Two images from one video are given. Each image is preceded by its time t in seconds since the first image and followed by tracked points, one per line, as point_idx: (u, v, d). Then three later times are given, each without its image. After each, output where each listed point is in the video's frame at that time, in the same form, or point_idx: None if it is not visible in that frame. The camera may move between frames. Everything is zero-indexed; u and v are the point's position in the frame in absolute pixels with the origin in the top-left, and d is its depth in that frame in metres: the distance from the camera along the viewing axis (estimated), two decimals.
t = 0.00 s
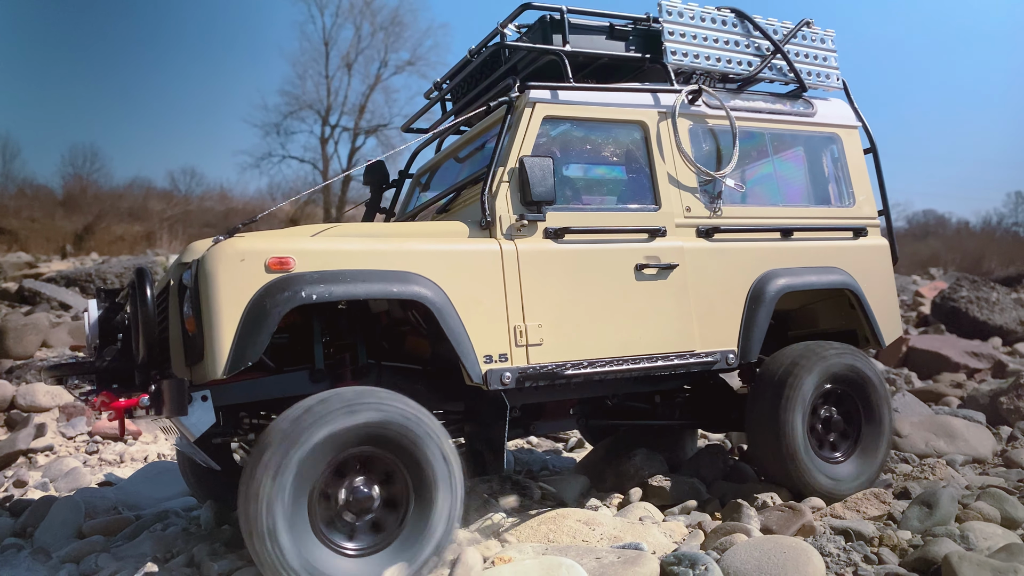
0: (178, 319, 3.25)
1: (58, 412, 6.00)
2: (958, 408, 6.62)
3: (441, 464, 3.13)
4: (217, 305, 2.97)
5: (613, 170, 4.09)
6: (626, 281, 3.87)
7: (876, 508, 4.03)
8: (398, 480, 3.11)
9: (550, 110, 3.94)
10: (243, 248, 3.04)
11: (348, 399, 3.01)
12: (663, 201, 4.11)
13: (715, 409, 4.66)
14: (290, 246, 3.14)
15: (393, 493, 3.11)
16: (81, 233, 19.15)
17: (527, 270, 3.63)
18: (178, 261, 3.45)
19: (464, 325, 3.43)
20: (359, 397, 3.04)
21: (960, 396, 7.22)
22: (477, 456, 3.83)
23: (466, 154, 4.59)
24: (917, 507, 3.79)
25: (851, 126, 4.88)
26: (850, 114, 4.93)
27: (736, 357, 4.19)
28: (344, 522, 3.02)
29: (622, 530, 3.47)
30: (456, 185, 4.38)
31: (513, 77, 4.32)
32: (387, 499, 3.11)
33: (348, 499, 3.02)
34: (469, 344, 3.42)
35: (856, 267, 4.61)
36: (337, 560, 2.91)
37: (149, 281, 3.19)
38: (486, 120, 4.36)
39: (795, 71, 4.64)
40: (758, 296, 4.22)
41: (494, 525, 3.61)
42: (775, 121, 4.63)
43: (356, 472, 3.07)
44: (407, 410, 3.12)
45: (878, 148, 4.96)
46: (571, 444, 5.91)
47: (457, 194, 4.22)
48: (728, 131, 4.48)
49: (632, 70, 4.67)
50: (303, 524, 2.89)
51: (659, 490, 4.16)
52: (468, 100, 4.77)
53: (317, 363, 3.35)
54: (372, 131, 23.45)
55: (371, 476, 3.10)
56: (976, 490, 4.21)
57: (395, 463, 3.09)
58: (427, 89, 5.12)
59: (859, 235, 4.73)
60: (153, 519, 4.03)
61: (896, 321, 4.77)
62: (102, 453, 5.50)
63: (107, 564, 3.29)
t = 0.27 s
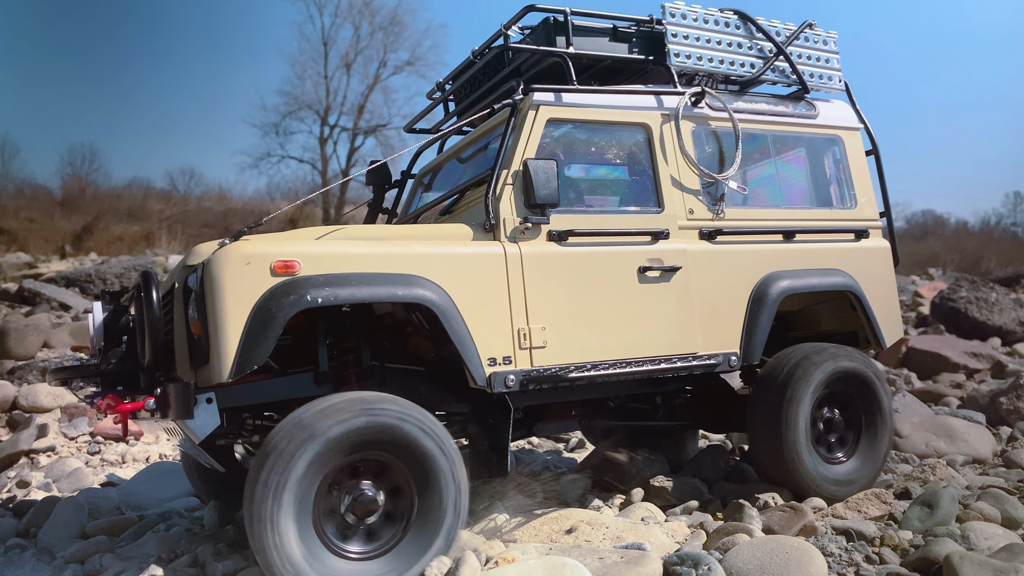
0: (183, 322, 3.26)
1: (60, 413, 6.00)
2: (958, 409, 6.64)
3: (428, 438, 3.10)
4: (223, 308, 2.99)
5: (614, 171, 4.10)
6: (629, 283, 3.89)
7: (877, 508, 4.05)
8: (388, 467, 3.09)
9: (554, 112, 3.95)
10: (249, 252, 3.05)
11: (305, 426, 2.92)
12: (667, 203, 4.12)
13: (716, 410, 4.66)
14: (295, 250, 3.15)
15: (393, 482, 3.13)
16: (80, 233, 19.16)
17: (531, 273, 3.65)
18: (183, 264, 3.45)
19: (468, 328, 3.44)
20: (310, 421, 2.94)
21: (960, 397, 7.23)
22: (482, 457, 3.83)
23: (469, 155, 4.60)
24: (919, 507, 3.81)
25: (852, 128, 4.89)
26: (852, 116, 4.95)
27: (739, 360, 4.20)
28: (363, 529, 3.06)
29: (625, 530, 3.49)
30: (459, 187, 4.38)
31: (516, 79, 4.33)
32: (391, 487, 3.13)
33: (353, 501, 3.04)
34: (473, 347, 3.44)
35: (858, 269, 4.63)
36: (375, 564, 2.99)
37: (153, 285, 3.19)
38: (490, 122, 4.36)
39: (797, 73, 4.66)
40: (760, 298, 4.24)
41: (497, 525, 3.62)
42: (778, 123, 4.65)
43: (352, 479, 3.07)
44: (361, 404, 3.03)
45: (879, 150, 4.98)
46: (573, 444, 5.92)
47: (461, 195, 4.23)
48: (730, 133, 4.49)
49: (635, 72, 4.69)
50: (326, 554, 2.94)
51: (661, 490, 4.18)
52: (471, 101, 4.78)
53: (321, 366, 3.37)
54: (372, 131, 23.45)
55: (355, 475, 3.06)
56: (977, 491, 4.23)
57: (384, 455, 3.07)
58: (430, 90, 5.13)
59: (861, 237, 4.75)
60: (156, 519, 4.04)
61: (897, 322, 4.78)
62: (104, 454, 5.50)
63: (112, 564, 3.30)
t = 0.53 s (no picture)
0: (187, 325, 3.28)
1: (61, 414, 6.01)
2: (958, 410, 6.65)
3: (397, 424, 3.06)
4: (228, 312, 3.00)
5: (614, 172, 4.11)
6: (631, 286, 3.90)
7: (878, 510, 4.06)
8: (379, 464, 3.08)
9: (557, 115, 3.96)
10: (253, 255, 3.06)
11: (273, 463, 2.87)
12: (668, 206, 4.14)
13: (717, 411, 4.67)
14: (300, 253, 3.16)
15: (387, 475, 3.12)
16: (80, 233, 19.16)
17: (533, 275, 3.66)
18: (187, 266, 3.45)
19: (471, 331, 3.45)
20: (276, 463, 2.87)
21: (960, 398, 7.24)
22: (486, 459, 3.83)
23: (471, 157, 4.61)
24: (919, 508, 3.82)
25: (853, 130, 4.91)
26: (852, 119, 4.96)
27: (741, 362, 4.21)
28: (383, 525, 3.09)
29: (627, 532, 3.50)
30: (461, 189, 4.39)
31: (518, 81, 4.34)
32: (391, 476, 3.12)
33: (357, 504, 3.04)
34: (476, 350, 3.44)
35: (859, 271, 4.64)
36: (407, 555, 3.03)
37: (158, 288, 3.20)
38: (492, 124, 4.37)
39: (799, 76, 4.67)
40: (761, 301, 4.25)
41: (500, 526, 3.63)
42: (780, 126, 4.66)
43: (348, 484, 3.06)
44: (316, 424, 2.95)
45: (879, 152, 4.99)
46: (574, 446, 5.93)
47: (464, 198, 4.23)
48: (732, 136, 4.51)
49: (637, 75, 4.71)
50: (360, 561, 2.98)
51: (662, 492, 4.18)
52: (472, 103, 4.79)
53: (325, 368, 3.38)
54: (372, 131, 23.46)
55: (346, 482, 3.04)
56: (977, 492, 4.24)
57: (371, 455, 3.04)
58: (432, 91, 5.14)
59: (862, 239, 4.76)
60: (159, 521, 4.05)
61: (897, 323, 4.80)
62: (106, 455, 5.51)
63: (115, 566, 3.31)
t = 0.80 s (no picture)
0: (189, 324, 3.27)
1: (62, 415, 6.01)
2: (957, 410, 6.66)
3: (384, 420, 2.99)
4: (230, 310, 3.00)
5: (615, 172, 4.11)
6: (633, 286, 3.90)
7: (878, 510, 4.06)
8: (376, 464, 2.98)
9: (560, 116, 3.96)
10: (256, 252, 3.06)
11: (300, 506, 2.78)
12: (671, 207, 4.14)
13: (717, 409, 4.67)
14: (302, 252, 3.16)
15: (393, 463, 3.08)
16: (79, 233, 19.17)
17: (536, 275, 3.67)
18: (189, 265, 3.45)
19: (473, 330, 3.46)
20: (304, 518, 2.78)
21: (959, 398, 7.26)
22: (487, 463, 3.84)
23: (472, 157, 4.62)
24: (919, 509, 3.82)
25: (854, 131, 4.92)
26: (854, 120, 4.97)
27: (741, 362, 4.23)
28: (409, 516, 3.10)
29: (627, 533, 3.50)
30: (464, 188, 4.38)
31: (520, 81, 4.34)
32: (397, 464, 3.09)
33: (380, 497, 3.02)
34: (478, 349, 3.44)
35: (860, 272, 4.65)
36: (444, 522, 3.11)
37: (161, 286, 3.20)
38: (493, 124, 4.37)
39: (801, 78, 4.67)
40: (762, 300, 4.26)
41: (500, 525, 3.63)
42: (782, 127, 4.67)
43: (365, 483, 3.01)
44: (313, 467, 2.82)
45: (881, 154, 5.00)
46: (574, 446, 5.94)
47: (466, 198, 4.24)
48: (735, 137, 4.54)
49: (639, 76, 4.71)
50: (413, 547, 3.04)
51: (662, 492, 4.19)
52: (474, 103, 4.79)
53: (326, 367, 3.40)
54: (372, 131, 23.46)
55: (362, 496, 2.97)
56: (977, 493, 4.25)
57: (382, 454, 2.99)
58: (433, 90, 5.14)
59: (862, 241, 4.77)
60: (159, 521, 4.05)
61: (898, 324, 4.81)
62: (106, 455, 5.51)
63: (116, 566, 3.31)
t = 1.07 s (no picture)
0: (195, 331, 3.27)
1: (60, 416, 6.01)
2: (954, 411, 6.67)
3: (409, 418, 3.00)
4: (240, 317, 3.00)
5: (614, 174, 4.11)
6: (639, 289, 3.91)
7: (874, 512, 4.07)
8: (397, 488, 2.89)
9: (563, 118, 3.97)
10: (266, 258, 3.07)
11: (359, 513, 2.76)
12: (674, 209, 4.15)
13: (716, 410, 4.68)
14: (311, 257, 3.16)
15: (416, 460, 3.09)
16: (78, 234, 19.18)
17: (544, 278, 3.68)
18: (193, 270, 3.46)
19: (483, 334, 3.46)
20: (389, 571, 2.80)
21: (956, 399, 7.27)
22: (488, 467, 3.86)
23: (470, 159, 4.64)
24: (915, 510, 3.84)
25: (850, 133, 4.93)
26: (850, 122, 4.99)
27: (745, 364, 4.24)
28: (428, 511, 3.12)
29: (624, 534, 3.51)
30: (466, 192, 4.38)
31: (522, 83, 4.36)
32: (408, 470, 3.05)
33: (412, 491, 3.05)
34: (488, 354, 3.45)
35: (858, 274, 4.66)
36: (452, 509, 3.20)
37: (169, 293, 3.19)
38: (493, 127, 4.38)
39: (798, 80, 4.68)
40: (765, 303, 4.27)
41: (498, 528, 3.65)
42: (780, 129, 4.68)
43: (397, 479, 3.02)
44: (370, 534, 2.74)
45: (875, 156, 5.01)
46: (572, 447, 5.95)
47: (468, 201, 4.24)
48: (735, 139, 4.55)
49: (638, 78, 4.70)
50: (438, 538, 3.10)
51: (659, 494, 4.20)
52: (473, 106, 4.80)
53: (333, 374, 3.39)
54: (370, 131, 23.47)
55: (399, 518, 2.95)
56: (973, 494, 4.26)
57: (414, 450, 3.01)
58: (429, 93, 5.14)
59: (859, 242, 4.78)
60: (158, 523, 4.06)
61: (896, 326, 4.82)
62: (104, 457, 5.51)
63: (114, 568, 3.32)
